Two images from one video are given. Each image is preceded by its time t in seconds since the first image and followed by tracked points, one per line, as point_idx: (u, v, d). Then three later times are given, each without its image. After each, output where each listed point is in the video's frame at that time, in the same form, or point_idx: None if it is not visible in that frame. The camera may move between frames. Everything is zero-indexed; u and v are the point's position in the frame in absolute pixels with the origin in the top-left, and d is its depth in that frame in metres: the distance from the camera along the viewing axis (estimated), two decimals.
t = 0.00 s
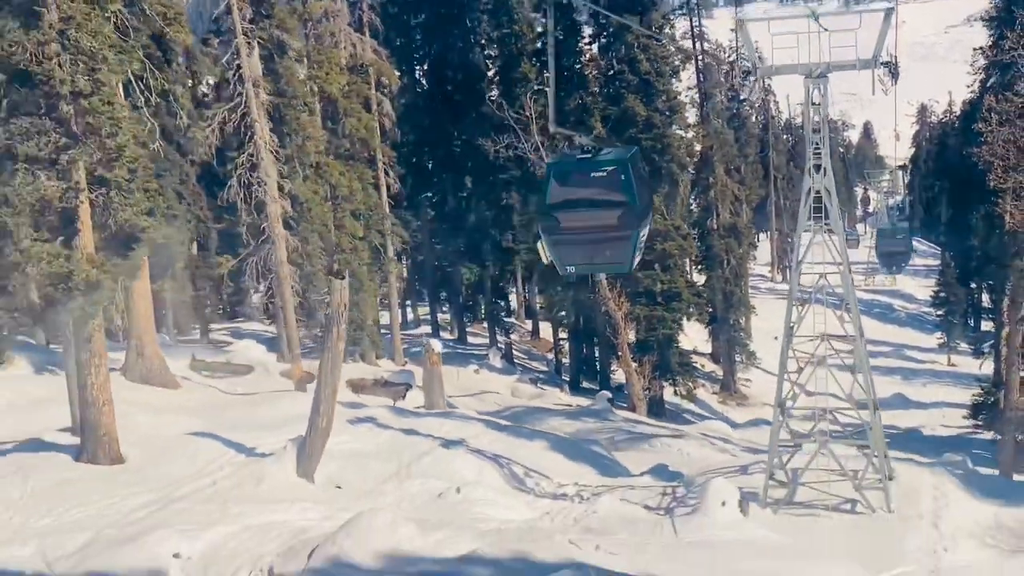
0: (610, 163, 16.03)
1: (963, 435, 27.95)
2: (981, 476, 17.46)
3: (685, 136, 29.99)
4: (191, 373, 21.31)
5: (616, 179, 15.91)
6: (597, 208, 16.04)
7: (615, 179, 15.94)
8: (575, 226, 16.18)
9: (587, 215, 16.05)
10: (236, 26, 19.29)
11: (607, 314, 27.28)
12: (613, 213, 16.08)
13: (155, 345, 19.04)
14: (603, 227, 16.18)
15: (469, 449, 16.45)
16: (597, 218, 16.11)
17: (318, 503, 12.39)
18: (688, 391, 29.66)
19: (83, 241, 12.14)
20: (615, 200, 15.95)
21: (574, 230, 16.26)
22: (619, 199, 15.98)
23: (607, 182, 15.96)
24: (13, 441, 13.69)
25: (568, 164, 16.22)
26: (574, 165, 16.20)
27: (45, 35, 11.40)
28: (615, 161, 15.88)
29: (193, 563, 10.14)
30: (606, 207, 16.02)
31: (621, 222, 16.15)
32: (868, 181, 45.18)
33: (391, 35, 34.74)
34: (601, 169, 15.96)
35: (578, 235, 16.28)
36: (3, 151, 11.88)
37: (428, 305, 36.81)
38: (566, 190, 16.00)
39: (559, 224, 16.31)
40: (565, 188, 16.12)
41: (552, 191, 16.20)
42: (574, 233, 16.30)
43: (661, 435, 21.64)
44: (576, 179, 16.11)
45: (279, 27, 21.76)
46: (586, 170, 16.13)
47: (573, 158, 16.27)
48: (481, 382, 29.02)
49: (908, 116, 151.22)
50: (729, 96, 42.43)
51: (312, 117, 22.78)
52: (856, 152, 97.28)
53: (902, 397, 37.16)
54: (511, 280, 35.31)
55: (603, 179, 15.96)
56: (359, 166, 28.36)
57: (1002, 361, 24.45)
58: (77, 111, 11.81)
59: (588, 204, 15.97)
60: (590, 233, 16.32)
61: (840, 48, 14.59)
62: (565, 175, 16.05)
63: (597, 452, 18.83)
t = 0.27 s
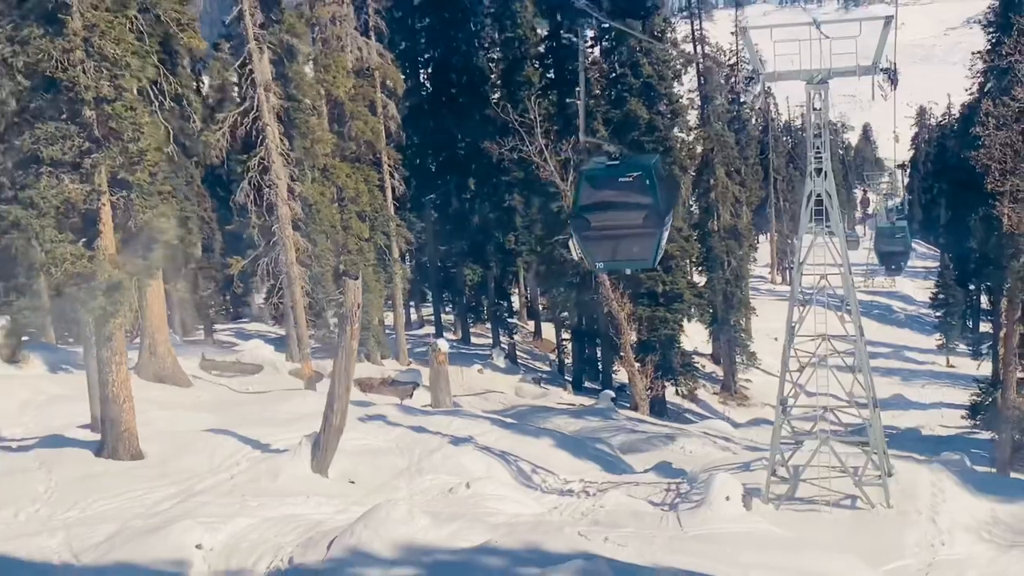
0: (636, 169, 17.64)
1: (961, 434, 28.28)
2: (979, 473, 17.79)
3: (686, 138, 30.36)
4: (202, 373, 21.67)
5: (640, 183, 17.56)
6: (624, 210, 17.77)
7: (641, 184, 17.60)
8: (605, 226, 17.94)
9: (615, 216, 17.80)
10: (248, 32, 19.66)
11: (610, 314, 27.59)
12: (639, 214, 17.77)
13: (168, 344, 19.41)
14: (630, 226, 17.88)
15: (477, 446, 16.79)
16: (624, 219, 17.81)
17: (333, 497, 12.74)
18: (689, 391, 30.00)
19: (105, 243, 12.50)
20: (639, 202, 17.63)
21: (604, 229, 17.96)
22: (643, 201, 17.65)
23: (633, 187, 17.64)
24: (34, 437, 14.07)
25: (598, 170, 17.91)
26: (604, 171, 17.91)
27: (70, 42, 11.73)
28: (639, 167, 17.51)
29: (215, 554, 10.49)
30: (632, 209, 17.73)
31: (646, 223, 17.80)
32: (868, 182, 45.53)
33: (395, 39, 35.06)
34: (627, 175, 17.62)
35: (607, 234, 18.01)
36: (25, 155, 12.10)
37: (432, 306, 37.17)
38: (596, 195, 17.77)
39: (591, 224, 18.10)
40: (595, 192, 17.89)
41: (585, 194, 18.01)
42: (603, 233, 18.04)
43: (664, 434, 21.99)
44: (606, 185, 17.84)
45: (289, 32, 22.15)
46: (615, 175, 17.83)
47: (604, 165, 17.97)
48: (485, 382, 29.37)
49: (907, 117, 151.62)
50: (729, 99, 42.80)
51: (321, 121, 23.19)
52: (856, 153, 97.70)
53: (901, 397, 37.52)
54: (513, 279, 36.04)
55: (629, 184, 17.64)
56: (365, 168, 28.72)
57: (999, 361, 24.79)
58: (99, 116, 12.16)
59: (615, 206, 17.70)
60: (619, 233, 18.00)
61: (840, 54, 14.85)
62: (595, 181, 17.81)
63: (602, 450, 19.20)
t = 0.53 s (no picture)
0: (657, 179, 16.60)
1: (959, 440, 28.61)
2: (976, 476, 18.11)
3: (688, 146, 30.71)
4: (212, 376, 22.00)
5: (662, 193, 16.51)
6: (646, 220, 16.65)
7: (663, 191, 16.52)
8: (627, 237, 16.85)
9: (638, 227, 16.68)
10: (259, 41, 20.00)
11: (612, 320, 27.93)
12: (661, 223, 16.74)
13: (179, 347, 19.73)
14: (653, 235, 16.77)
15: (483, 448, 17.13)
16: (647, 228, 16.72)
17: (346, 496, 13.05)
18: (691, 396, 30.32)
19: (124, 248, 12.87)
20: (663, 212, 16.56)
21: (627, 239, 16.88)
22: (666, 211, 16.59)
23: (656, 195, 16.50)
24: (51, 437, 14.39)
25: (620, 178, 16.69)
26: (624, 181, 16.86)
27: (93, 53, 12.06)
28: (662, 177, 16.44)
29: (233, 550, 10.80)
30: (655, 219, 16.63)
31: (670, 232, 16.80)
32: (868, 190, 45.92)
33: (399, 47, 35.42)
34: (650, 185, 16.49)
35: (629, 244, 16.91)
36: (47, 162, 12.40)
37: (435, 310, 37.50)
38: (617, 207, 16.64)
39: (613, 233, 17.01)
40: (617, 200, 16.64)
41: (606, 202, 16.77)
42: (625, 242, 16.98)
43: (666, 437, 22.31)
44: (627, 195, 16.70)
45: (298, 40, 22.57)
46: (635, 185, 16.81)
47: (625, 173, 16.95)
48: (488, 386, 29.70)
49: (906, 125, 152.33)
50: (730, 106, 43.19)
51: (328, 128, 23.57)
52: (855, 160, 98.20)
53: (900, 404, 37.84)
54: (516, 285, 36.14)
55: (652, 194, 16.48)
56: (370, 175, 29.07)
57: (997, 368, 25.10)
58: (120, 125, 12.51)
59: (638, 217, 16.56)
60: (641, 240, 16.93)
61: (841, 66, 15.21)
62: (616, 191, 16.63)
63: (606, 452, 19.51)
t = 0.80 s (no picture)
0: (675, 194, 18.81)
1: (956, 449, 28.88)
2: (974, 484, 18.39)
3: (689, 157, 31.08)
4: (219, 382, 22.30)
5: (680, 207, 18.66)
6: (666, 231, 18.87)
7: (680, 206, 18.72)
8: (648, 245, 19.05)
9: (660, 236, 18.84)
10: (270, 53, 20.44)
11: (614, 328, 28.24)
12: (677, 233, 18.93)
13: (188, 352, 20.05)
14: (671, 245, 19.02)
15: (489, 453, 17.45)
16: (667, 239, 18.91)
17: (357, 499, 13.36)
18: (691, 404, 30.59)
19: (142, 256, 13.17)
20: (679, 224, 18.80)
21: (647, 248, 19.08)
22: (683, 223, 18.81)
23: (674, 208, 18.73)
24: (67, 441, 14.71)
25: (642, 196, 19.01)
26: (646, 195, 18.97)
27: (115, 66, 12.39)
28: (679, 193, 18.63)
29: (249, 550, 11.11)
30: (673, 230, 18.85)
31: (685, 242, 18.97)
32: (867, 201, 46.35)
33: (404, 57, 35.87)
34: (667, 199, 18.78)
35: (650, 252, 19.19)
36: (69, 172, 12.70)
37: (437, 318, 37.81)
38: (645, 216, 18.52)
39: (634, 242, 19.30)
40: (638, 215, 19.04)
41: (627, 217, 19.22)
42: (645, 250, 19.24)
43: (668, 445, 22.61)
44: (648, 208, 18.94)
45: (307, 52, 22.99)
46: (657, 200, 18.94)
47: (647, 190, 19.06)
48: (491, 394, 30.00)
49: (905, 136, 152.95)
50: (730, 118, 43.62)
51: (337, 138, 23.95)
52: (854, 172, 98.71)
53: (898, 414, 38.13)
54: (518, 293, 36.45)
55: (669, 207, 18.77)
56: (376, 184, 29.44)
57: (994, 377, 25.40)
58: (139, 137, 12.88)
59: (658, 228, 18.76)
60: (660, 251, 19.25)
61: (841, 82, 15.63)
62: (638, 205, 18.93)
63: (609, 459, 19.81)
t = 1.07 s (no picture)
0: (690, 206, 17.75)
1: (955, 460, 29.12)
2: (971, 493, 18.64)
3: (690, 169, 31.43)
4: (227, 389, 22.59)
5: (694, 221, 17.67)
6: (681, 243, 17.91)
7: (695, 219, 17.72)
8: (661, 257, 18.09)
9: (675, 249, 17.87)
10: (280, 66, 20.90)
11: (616, 338, 28.54)
12: (691, 245, 17.94)
13: (198, 360, 20.35)
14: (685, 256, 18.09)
15: (495, 461, 17.76)
16: (681, 251, 17.95)
17: (367, 503, 13.66)
18: (692, 414, 30.84)
19: (158, 265, 13.53)
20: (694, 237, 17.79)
21: (660, 260, 18.17)
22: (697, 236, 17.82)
23: (689, 222, 17.72)
24: (83, 446, 15.03)
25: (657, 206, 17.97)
26: (659, 207, 17.86)
27: (136, 80, 12.79)
28: (693, 205, 17.57)
29: (265, 552, 11.39)
30: (687, 243, 17.87)
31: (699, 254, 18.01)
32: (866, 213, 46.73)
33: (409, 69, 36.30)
34: (682, 211, 17.71)
35: (663, 263, 18.21)
36: (89, 183, 13.01)
37: (440, 328, 38.10)
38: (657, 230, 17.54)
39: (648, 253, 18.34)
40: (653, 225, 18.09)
41: (641, 226, 18.29)
42: (658, 261, 18.38)
43: (669, 454, 22.88)
44: (662, 220, 17.99)
45: (316, 65, 23.44)
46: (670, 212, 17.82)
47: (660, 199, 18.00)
48: (494, 402, 30.27)
49: (904, 149, 153.53)
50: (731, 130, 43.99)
51: (345, 150, 24.36)
52: (853, 184, 99.17)
53: (897, 425, 38.39)
54: (520, 303, 36.72)
55: (684, 219, 17.74)
56: (381, 195, 29.80)
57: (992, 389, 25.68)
58: (157, 150, 13.25)
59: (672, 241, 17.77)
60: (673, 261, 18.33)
61: (841, 99, 16.04)
62: (654, 216, 17.91)
63: (611, 467, 20.12)
